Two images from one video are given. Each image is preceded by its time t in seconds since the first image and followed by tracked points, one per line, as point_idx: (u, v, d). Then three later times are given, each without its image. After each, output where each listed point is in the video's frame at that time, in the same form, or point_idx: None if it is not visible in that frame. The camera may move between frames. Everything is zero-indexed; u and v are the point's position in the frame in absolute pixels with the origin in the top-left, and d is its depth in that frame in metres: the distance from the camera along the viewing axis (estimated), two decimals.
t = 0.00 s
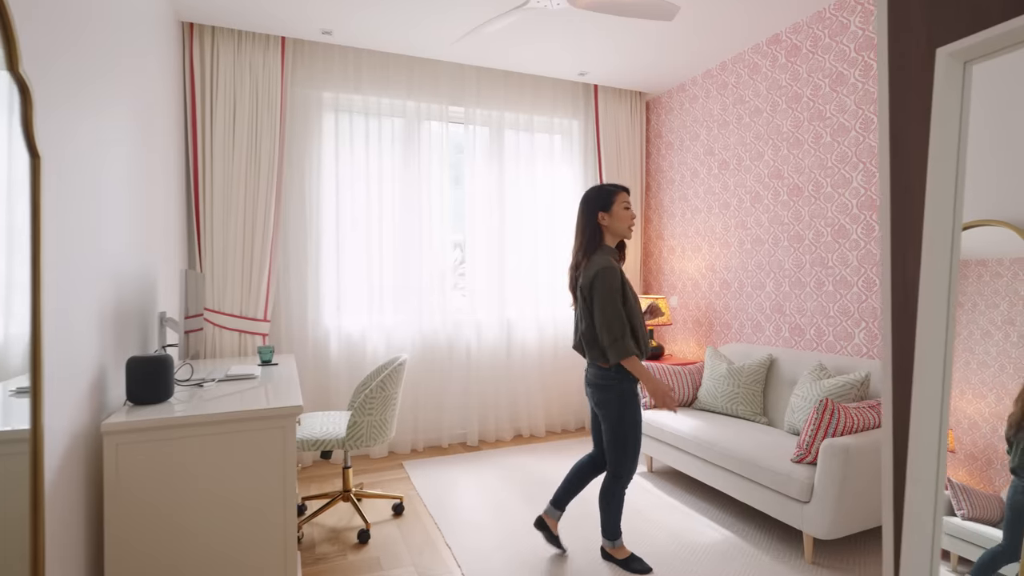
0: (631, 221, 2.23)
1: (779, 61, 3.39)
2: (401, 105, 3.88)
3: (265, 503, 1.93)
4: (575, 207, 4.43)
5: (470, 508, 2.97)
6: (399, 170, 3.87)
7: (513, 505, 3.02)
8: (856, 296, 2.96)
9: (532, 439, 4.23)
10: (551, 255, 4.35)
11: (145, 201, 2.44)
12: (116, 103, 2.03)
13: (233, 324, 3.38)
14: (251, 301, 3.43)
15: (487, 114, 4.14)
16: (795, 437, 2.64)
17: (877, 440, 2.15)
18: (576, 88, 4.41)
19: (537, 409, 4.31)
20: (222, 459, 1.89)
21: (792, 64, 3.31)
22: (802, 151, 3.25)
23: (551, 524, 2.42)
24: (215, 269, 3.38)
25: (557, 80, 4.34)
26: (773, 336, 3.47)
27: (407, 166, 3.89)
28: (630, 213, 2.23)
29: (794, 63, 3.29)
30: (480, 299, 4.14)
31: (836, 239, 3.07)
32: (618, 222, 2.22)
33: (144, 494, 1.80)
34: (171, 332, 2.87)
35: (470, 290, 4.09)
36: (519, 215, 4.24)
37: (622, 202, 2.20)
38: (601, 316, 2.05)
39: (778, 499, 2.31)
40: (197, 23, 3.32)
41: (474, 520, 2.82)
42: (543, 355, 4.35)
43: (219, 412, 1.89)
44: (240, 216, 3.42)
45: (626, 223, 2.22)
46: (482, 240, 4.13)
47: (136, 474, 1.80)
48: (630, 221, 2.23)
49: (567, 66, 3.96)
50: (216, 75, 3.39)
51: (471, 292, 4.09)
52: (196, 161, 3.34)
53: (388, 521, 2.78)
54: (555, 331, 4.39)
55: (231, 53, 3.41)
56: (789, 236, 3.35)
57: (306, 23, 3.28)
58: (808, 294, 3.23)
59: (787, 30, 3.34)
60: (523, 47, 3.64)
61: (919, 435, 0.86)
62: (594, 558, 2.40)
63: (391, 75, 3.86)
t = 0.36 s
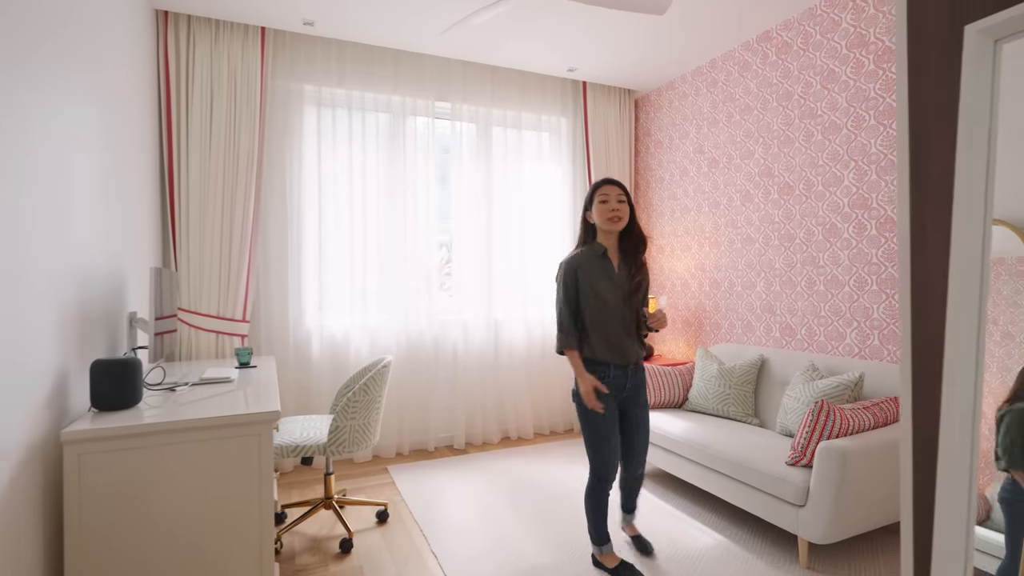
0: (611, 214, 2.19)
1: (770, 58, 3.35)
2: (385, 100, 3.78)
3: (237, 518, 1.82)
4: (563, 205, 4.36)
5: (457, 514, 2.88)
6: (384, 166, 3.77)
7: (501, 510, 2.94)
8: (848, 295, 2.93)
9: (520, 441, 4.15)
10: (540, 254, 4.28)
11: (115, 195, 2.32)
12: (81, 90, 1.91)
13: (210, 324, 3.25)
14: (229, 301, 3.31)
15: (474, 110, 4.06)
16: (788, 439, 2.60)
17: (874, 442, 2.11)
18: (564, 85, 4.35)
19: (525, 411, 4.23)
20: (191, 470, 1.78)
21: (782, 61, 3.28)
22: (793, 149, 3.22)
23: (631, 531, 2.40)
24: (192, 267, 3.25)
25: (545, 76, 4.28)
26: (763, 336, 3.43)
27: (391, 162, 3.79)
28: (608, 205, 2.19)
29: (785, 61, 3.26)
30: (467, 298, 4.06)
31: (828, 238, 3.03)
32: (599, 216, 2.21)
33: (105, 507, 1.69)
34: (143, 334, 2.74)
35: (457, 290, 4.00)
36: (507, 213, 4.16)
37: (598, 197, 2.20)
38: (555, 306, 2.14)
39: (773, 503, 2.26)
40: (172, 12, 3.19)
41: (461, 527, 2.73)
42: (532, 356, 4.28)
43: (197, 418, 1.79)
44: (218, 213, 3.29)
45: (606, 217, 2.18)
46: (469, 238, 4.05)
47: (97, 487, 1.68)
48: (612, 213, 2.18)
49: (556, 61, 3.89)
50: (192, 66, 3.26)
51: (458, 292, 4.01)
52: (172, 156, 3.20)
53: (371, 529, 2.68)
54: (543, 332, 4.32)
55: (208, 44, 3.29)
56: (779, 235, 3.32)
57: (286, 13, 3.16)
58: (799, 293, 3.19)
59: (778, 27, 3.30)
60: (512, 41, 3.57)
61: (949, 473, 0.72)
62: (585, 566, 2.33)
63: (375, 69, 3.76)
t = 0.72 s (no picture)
0: (611, 211, 2.19)
1: (762, 55, 3.32)
2: (371, 95, 3.69)
3: (211, 531, 1.73)
4: (553, 204, 4.30)
5: (444, 521, 2.79)
6: (370, 163, 3.67)
7: (490, 515, 2.86)
8: (841, 295, 2.89)
9: (509, 444, 4.07)
10: (529, 253, 4.21)
11: (84, 190, 2.20)
12: (48, 78, 1.80)
13: (188, 325, 3.13)
14: (208, 302, 3.19)
15: (462, 107, 3.97)
16: (783, 442, 2.56)
17: (871, 444, 2.06)
18: (553, 82, 4.29)
19: (514, 413, 4.16)
20: (162, 481, 1.69)
21: (775, 59, 3.24)
22: (785, 147, 3.18)
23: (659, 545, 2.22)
24: (168, 267, 3.13)
25: (535, 72, 4.21)
26: (755, 337, 3.39)
27: (377, 159, 3.69)
28: (602, 205, 2.20)
29: (778, 58, 3.22)
30: (455, 299, 3.97)
31: (821, 237, 3.00)
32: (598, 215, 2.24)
33: (68, 521, 1.58)
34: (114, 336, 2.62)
35: (445, 290, 3.92)
36: (496, 212, 4.09)
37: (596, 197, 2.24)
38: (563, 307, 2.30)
39: (768, 507, 2.21)
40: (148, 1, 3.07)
41: (449, 534, 2.65)
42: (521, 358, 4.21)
43: (171, 426, 1.69)
44: (196, 210, 3.18)
45: (606, 215, 2.19)
46: (457, 237, 3.97)
47: (58, 499, 1.57)
48: (611, 211, 2.18)
49: (546, 57, 3.83)
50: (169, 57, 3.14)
51: (446, 292, 3.92)
52: (147, 150, 3.08)
53: (356, 538, 2.59)
54: (532, 333, 4.25)
55: (185, 35, 3.17)
56: (772, 234, 3.28)
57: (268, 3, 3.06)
58: (792, 293, 3.15)
59: (770, 25, 3.27)
60: (501, 36, 3.49)
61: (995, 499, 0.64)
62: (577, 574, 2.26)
63: (361, 63, 3.66)
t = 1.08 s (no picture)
0: (622, 219, 2.25)
1: (753, 54, 3.30)
2: (357, 90, 3.60)
3: (195, 541, 1.66)
4: (542, 203, 4.25)
5: (432, 527, 2.72)
6: (355, 160, 3.59)
7: (478, 521, 2.80)
8: (832, 295, 2.87)
9: (497, 447, 4.01)
10: (518, 253, 4.15)
11: (53, 186, 2.10)
12: (10, 68, 1.70)
13: (166, 327, 3.03)
14: (186, 302, 3.09)
15: (449, 104, 3.91)
16: (775, 444, 2.53)
17: (866, 446, 2.03)
18: (542, 80, 4.24)
19: (503, 415, 4.10)
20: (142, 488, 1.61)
21: (765, 57, 3.22)
22: (776, 146, 3.16)
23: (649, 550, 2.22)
24: (145, 266, 3.02)
25: (523, 70, 4.15)
26: (746, 337, 3.37)
27: (363, 156, 3.61)
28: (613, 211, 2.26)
29: (768, 56, 3.20)
30: (443, 299, 3.90)
31: (811, 237, 2.98)
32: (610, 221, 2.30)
33: (43, 533, 1.51)
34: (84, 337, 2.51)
35: (432, 291, 3.85)
36: (484, 211, 4.02)
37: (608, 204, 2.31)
38: (579, 310, 2.35)
39: (762, 510, 2.18)
40: None
41: (436, 540, 2.58)
42: (509, 359, 4.15)
43: (157, 432, 1.62)
44: (174, 208, 3.07)
45: (618, 222, 2.25)
46: (445, 236, 3.89)
47: (32, 510, 1.50)
48: (623, 218, 2.24)
49: (534, 54, 3.77)
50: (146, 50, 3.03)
51: (433, 292, 3.85)
52: (122, 145, 2.97)
53: (341, 546, 2.51)
54: (521, 334, 4.19)
55: (163, 26, 3.06)
56: (762, 234, 3.26)
57: None
58: (783, 293, 3.13)
59: (760, 23, 3.25)
60: (490, 32, 3.44)
61: None
62: None
63: (346, 59, 3.58)
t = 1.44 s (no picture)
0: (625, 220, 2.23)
1: (742, 49, 3.27)
2: (340, 84, 3.52)
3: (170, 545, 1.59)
4: (530, 201, 4.19)
5: (417, 531, 2.65)
6: (339, 155, 3.50)
7: (464, 524, 2.73)
8: (822, 293, 2.85)
9: (485, 448, 3.94)
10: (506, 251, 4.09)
11: (17, 177, 1.99)
12: None
13: (140, 326, 2.92)
14: (162, 301, 2.98)
15: (435, 99, 3.83)
16: (766, 443, 2.49)
17: (859, 445, 2.01)
18: (530, 76, 4.18)
19: (490, 415, 4.03)
20: (122, 494, 1.54)
21: (755, 53, 3.19)
22: (766, 143, 3.14)
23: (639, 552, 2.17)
24: (118, 264, 2.90)
25: (510, 65, 4.09)
26: (736, 335, 3.34)
27: (347, 152, 3.52)
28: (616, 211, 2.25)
29: (758, 52, 3.17)
30: (429, 298, 3.83)
31: (801, 234, 2.95)
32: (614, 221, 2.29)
33: (15, 542, 1.43)
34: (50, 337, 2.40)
35: (418, 290, 3.77)
36: (470, 208, 3.96)
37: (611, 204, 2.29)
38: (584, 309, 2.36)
39: (754, 511, 2.14)
40: None
41: (422, 544, 2.51)
42: (497, 358, 4.08)
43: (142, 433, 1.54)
44: (150, 203, 2.96)
45: (620, 221, 2.24)
46: (431, 234, 3.82)
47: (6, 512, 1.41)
48: (625, 218, 2.23)
49: (522, 49, 3.71)
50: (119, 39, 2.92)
51: (419, 291, 3.77)
52: (94, 138, 2.85)
53: (322, 552, 2.43)
54: (508, 334, 4.13)
55: (137, 15, 2.95)
56: (752, 232, 3.23)
57: None
58: (773, 291, 3.11)
59: (750, 19, 3.22)
60: (477, 25, 3.38)
61: None
62: None
63: (329, 51, 3.49)
